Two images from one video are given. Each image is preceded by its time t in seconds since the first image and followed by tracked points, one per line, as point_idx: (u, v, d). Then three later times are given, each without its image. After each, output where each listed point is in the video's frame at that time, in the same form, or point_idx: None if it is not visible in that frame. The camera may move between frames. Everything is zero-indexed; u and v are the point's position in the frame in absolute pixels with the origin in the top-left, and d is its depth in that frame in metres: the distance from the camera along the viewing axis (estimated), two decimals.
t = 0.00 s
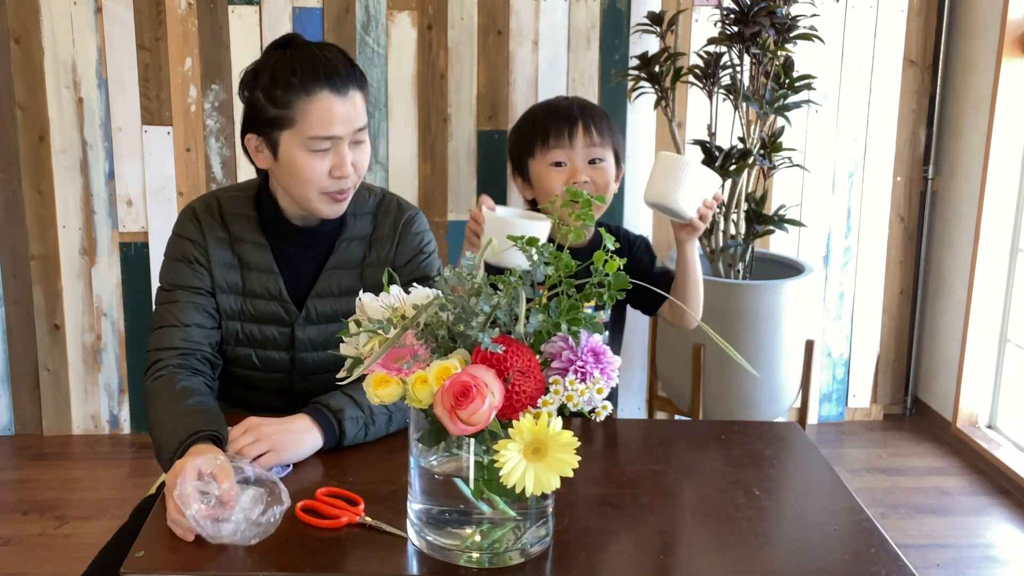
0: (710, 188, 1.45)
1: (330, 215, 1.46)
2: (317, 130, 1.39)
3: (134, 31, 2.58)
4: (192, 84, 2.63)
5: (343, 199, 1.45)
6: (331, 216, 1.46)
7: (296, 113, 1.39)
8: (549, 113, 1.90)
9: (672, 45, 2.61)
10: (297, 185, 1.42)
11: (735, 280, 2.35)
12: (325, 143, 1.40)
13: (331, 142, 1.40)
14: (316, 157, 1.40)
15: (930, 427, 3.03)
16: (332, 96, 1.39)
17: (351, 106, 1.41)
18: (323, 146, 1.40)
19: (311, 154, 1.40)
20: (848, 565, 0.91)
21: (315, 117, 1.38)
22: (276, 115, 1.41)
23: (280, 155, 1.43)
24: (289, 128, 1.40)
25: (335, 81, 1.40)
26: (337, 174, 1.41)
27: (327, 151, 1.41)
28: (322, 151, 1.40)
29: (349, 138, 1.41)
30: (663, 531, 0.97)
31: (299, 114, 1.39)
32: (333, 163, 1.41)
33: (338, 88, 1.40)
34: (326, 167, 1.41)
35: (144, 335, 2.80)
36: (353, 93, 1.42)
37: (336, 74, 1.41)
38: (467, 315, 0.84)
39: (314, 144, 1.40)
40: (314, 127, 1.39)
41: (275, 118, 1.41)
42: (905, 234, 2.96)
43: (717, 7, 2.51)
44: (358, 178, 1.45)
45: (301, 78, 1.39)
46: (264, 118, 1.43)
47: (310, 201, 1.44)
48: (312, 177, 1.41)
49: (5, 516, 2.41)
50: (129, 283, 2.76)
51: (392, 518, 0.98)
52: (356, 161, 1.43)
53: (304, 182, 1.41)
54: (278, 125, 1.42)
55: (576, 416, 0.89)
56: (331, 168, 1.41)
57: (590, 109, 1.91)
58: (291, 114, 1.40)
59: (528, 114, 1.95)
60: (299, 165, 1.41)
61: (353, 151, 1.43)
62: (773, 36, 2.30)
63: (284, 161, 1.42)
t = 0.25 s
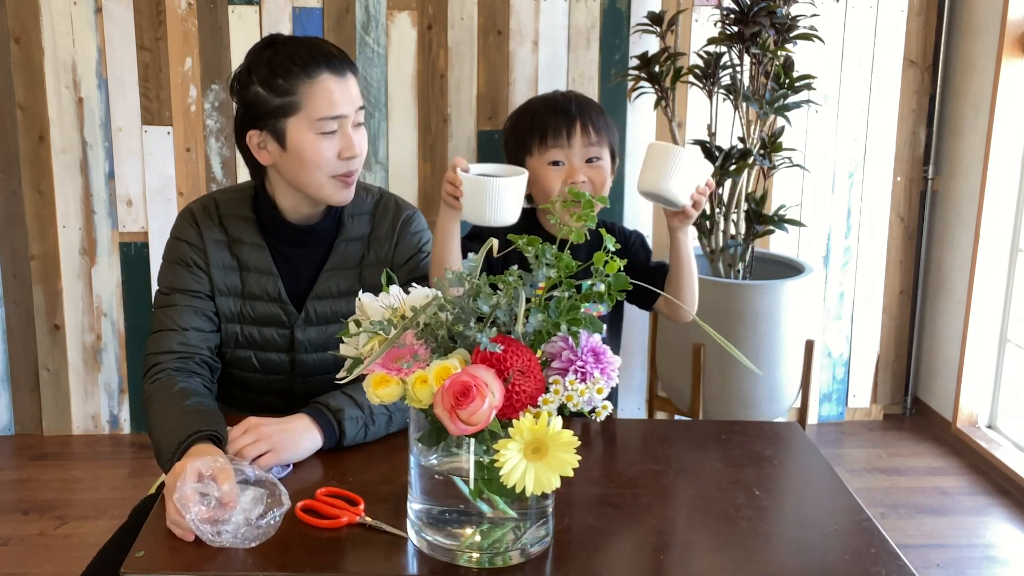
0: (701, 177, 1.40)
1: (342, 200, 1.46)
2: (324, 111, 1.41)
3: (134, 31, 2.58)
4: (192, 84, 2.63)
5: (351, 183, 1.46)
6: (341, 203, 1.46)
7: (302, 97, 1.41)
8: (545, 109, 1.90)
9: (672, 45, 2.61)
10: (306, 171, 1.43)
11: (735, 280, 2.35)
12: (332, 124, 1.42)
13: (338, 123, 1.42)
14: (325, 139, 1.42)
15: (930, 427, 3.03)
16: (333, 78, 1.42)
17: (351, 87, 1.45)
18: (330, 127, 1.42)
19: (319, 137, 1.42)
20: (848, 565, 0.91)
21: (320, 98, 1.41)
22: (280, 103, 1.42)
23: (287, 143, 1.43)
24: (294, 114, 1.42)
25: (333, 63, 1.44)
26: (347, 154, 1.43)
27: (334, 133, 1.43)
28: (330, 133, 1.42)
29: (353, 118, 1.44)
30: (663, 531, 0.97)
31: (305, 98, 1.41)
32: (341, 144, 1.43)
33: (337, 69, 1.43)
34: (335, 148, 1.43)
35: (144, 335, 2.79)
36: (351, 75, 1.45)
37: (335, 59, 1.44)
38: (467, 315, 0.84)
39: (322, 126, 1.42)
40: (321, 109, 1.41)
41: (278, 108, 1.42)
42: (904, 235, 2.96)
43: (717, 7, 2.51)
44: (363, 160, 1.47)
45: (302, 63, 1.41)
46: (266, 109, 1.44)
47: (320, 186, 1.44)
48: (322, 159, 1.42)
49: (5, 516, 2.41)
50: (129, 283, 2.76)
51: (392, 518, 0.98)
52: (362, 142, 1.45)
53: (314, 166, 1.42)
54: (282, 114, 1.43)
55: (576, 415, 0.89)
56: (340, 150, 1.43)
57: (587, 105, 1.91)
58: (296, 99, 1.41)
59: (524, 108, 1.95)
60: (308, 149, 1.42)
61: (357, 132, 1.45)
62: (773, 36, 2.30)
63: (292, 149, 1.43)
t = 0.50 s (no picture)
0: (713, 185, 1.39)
1: (337, 201, 1.46)
2: (318, 111, 1.41)
3: (134, 31, 2.58)
4: (192, 84, 2.63)
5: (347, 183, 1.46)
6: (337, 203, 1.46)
7: (297, 96, 1.41)
8: (542, 112, 1.89)
9: (672, 45, 2.61)
10: (300, 170, 1.43)
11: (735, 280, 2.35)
12: (327, 124, 1.42)
13: (332, 123, 1.42)
14: (319, 140, 1.42)
15: (930, 427, 3.03)
16: (329, 77, 1.42)
17: (349, 86, 1.44)
18: (326, 127, 1.42)
19: (313, 136, 1.42)
20: (848, 565, 0.91)
21: (316, 98, 1.41)
22: (276, 102, 1.43)
23: (282, 142, 1.44)
24: (290, 112, 1.42)
25: (330, 63, 1.43)
26: (341, 155, 1.42)
27: (329, 133, 1.43)
28: (324, 133, 1.42)
29: (348, 120, 1.43)
30: (664, 531, 0.97)
31: (300, 97, 1.41)
32: (336, 145, 1.42)
33: (334, 69, 1.43)
34: (330, 148, 1.42)
35: (143, 335, 2.80)
36: (349, 74, 1.45)
37: (332, 59, 1.44)
38: (467, 315, 0.84)
39: (316, 126, 1.42)
40: (315, 109, 1.41)
41: (274, 106, 1.43)
42: (904, 235, 2.97)
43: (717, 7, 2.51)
44: (360, 162, 1.46)
45: (298, 62, 1.41)
46: (262, 107, 1.44)
47: (314, 186, 1.44)
48: (314, 159, 1.42)
49: (5, 516, 2.41)
50: (129, 283, 2.76)
51: (392, 518, 0.98)
52: (359, 143, 1.44)
53: (308, 166, 1.42)
54: (278, 112, 1.43)
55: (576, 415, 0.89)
56: (334, 150, 1.42)
57: (583, 108, 1.89)
58: (291, 98, 1.42)
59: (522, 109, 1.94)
60: (301, 149, 1.42)
61: (355, 133, 1.44)
62: (773, 37, 2.30)
63: (286, 148, 1.43)
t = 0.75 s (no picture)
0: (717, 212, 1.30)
1: (319, 209, 1.46)
2: (309, 118, 1.40)
3: (134, 31, 2.59)
4: (192, 84, 2.63)
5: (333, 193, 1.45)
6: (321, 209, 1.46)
7: (290, 100, 1.41)
8: (538, 116, 1.90)
9: (672, 45, 2.61)
10: (286, 174, 1.43)
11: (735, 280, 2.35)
12: (316, 133, 1.41)
13: (322, 132, 1.41)
14: (307, 147, 1.42)
15: (930, 427, 3.03)
16: (325, 86, 1.41)
17: (348, 98, 1.42)
18: (315, 136, 1.41)
19: (302, 142, 1.41)
20: (848, 565, 0.91)
21: (308, 105, 1.40)
22: (272, 102, 1.43)
23: (274, 143, 1.44)
24: (283, 116, 1.42)
25: (332, 72, 1.42)
26: (326, 165, 1.41)
27: (318, 141, 1.42)
28: (313, 141, 1.42)
29: (341, 132, 1.42)
30: (663, 531, 0.97)
31: (294, 101, 1.41)
32: (323, 154, 1.42)
33: (334, 79, 1.42)
34: (317, 157, 1.42)
35: (144, 335, 2.80)
36: (350, 86, 1.43)
37: (333, 67, 1.43)
38: (467, 315, 0.84)
39: (305, 133, 1.41)
40: (307, 115, 1.40)
41: (269, 106, 1.43)
42: (904, 235, 2.97)
43: (717, 7, 2.51)
44: (349, 173, 1.45)
45: (298, 66, 1.41)
46: (260, 105, 1.45)
47: (299, 191, 1.44)
48: (300, 165, 1.42)
49: (5, 516, 2.41)
50: (129, 283, 2.76)
51: (392, 518, 0.98)
52: (349, 154, 1.43)
53: (293, 171, 1.42)
54: (274, 112, 1.44)
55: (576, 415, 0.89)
56: (321, 159, 1.42)
57: (580, 114, 1.90)
58: (285, 101, 1.42)
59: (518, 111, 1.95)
60: (289, 153, 1.42)
61: (346, 145, 1.43)
62: (773, 37, 2.30)
63: (276, 149, 1.44)
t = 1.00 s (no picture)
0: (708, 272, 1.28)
1: (317, 212, 1.46)
2: (305, 122, 1.39)
3: (134, 31, 2.58)
4: (192, 84, 2.63)
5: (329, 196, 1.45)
6: (317, 213, 1.46)
7: (287, 102, 1.40)
8: (545, 119, 1.98)
9: (672, 45, 2.61)
10: (283, 176, 1.43)
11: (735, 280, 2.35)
12: (313, 137, 1.40)
13: (319, 137, 1.40)
14: (304, 150, 1.41)
15: (930, 427, 3.03)
16: (324, 90, 1.40)
17: (346, 102, 1.41)
18: (311, 139, 1.40)
19: (299, 146, 1.41)
20: (848, 565, 0.91)
21: (305, 108, 1.39)
22: (270, 104, 1.43)
23: (272, 144, 1.44)
24: (281, 117, 1.42)
25: (330, 76, 1.41)
26: (323, 169, 1.41)
27: (315, 145, 1.41)
28: (310, 145, 1.41)
29: (338, 136, 1.41)
30: (664, 531, 0.97)
31: (290, 104, 1.40)
32: (320, 157, 1.41)
33: (332, 82, 1.41)
34: (313, 160, 1.41)
35: (143, 335, 2.80)
36: (349, 89, 1.42)
37: (332, 70, 1.42)
38: (467, 315, 0.84)
39: (302, 137, 1.40)
40: (304, 119, 1.40)
41: (268, 108, 1.43)
42: (904, 235, 2.97)
43: (717, 7, 2.51)
44: (345, 176, 1.44)
45: (296, 69, 1.41)
46: (260, 105, 1.45)
47: (295, 193, 1.44)
48: (296, 168, 1.41)
49: (5, 516, 2.41)
50: (129, 283, 2.76)
51: (392, 518, 0.98)
52: (346, 158, 1.42)
53: (290, 174, 1.42)
54: (272, 114, 1.43)
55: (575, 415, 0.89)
56: (317, 163, 1.41)
57: (586, 117, 1.98)
58: (283, 103, 1.41)
59: (524, 113, 2.01)
60: (286, 155, 1.42)
61: (343, 148, 1.42)
62: (773, 36, 2.30)
63: (274, 151, 1.44)
